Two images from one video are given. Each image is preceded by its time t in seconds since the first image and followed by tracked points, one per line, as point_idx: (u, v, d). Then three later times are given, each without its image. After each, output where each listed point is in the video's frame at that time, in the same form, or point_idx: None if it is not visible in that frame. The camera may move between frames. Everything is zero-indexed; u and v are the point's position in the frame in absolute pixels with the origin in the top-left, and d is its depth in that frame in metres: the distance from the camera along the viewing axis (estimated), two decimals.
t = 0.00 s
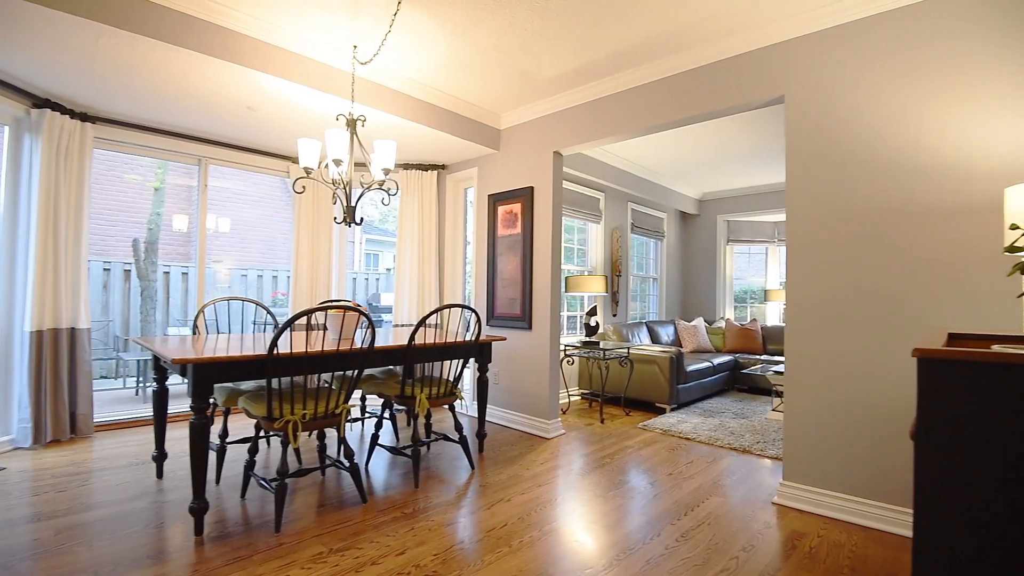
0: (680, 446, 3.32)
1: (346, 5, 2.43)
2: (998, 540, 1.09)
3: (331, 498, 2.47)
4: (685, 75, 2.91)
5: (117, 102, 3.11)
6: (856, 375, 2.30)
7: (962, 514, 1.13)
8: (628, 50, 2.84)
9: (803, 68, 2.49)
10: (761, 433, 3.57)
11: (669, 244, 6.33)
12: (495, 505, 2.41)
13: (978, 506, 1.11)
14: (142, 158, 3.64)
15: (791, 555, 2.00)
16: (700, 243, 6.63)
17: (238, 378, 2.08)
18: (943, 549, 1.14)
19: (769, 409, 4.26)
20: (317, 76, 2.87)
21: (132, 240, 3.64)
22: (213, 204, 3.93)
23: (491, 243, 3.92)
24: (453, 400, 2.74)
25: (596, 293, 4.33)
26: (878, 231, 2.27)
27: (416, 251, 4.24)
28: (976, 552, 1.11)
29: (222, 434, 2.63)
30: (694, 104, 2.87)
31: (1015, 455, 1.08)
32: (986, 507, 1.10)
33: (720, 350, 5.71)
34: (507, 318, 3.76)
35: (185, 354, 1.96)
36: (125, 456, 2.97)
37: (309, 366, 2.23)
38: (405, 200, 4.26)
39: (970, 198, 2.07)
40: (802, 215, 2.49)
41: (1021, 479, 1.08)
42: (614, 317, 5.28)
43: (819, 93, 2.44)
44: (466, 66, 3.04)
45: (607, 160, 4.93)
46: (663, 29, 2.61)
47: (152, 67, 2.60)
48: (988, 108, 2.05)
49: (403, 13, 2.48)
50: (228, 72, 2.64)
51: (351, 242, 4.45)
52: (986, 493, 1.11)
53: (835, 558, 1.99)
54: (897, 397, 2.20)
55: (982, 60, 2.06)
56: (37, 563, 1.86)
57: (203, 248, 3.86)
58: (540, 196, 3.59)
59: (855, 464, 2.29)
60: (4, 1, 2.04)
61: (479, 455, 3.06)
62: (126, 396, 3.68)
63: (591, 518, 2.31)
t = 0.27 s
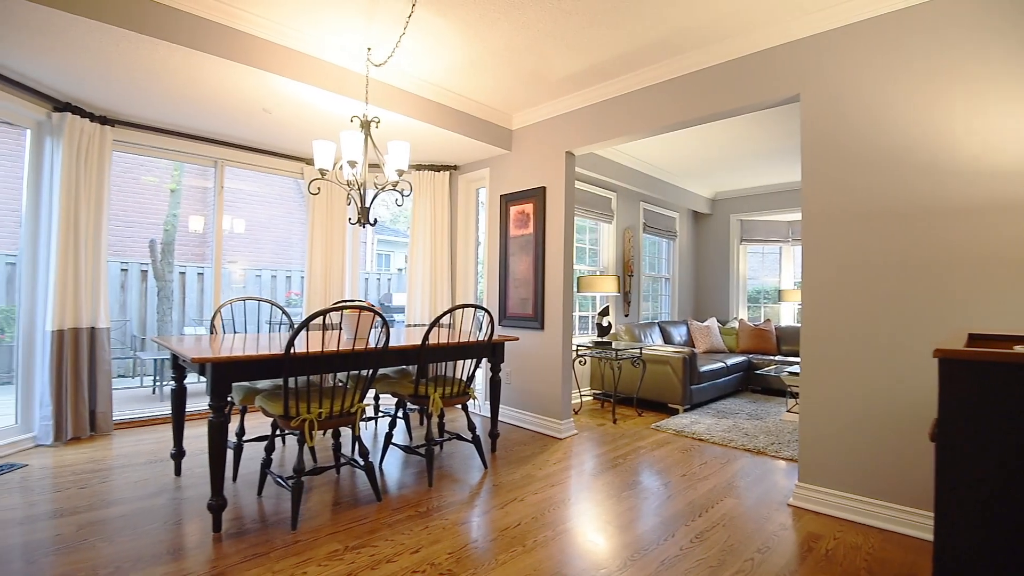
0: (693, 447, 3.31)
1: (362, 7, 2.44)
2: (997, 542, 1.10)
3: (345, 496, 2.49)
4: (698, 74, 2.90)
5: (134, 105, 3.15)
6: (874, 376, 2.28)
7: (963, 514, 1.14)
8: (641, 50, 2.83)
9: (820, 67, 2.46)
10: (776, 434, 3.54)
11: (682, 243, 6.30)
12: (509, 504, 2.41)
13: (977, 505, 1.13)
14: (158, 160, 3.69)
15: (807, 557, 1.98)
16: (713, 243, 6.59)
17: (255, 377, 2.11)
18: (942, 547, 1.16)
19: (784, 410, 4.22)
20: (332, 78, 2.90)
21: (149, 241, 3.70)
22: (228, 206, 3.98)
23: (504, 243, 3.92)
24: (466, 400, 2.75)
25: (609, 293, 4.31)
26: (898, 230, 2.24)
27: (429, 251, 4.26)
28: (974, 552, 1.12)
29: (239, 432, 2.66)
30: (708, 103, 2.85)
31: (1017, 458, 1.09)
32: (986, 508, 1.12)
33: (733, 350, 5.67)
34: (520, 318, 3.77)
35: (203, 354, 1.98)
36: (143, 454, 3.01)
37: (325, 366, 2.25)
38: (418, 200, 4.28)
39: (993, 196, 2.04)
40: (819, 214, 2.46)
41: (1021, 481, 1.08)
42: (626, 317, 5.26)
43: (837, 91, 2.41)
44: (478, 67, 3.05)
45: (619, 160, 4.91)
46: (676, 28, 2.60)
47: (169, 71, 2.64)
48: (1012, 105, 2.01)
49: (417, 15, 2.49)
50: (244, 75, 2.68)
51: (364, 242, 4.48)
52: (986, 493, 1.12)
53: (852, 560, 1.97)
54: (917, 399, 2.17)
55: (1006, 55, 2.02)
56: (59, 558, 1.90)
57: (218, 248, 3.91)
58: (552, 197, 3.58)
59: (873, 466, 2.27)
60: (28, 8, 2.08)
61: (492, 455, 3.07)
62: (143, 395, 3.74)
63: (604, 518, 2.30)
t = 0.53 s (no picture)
0: (707, 448, 3.29)
1: (376, 10, 2.46)
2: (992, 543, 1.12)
3: (360, 494, 2.51)
4: (712, 73, 2.88)
5: (152, 108, 3.20)
6: (893, 377, 2.25)
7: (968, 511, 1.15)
8: (654, 49, 2.82)
9: (836, 65, 2.44)
10: (791, 435, 3.51)
11: (694, 243, 6.26)
12: (523, 504, 2.42)
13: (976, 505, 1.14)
14: (175, 162, 3.74)
15: (824, 560, 1.96)
16: (726, 243, 6.55)
17: (273, 375, 2.13)
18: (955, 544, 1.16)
19: (798, 412, 4.18)
20: (346, 80, 2.92)
21: (166, 242, 3.75)
22: (243, 207, 4.03)
23: (516, 244, 3.93)
24: (479, 400, 2.76)
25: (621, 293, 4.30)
26: (918, 230, 2.20)
27: (441, 251, 4.28)
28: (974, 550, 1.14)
29: (256, 430, 2.70)
30: (723, 102, 2.83)
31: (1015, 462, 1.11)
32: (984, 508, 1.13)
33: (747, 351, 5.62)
34: (532, 318, 3.77)
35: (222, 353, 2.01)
36: (161, 451, 3.06)
37: (340, 365, 2.28)
38: (431, 201, 4.30)
39: (1016, 195, 2.00)
40: (836, 212, 2.43)
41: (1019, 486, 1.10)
42: (638, 317, 5.24)
43: (854, 89, 2.38)
44: (491, 68, 3.06)
45: (631, 159, 4.90)
46: (690, 27, 2.59)
47: (187, 74, 2.68)
48: None
49: (431, 17, 2.50)
50: (261, 78, 2.71)
51: (376, 242, 4.52)
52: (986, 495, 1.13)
53: (869, 563, 1.95)
54: (937, 401, 2.13)
55: None
56: (80, 553, 1.93)
57: (233, 249, 3.96)
58: (565, 197, 3.58)
59: (891, 468, 2.24)
60: (52, 14, 2.13)
61: (505, 454, 3.07)
62: (160, 393, 3.78)
63: (618, 519, 2.30)
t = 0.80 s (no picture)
0: (720, 449, 3.27)
1: (390, 12, 2.48)
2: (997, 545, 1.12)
3: (373, 493, 2.52)
4: (725, 73, 2.87)
5: (169, 111, 3.25)
6: (910, 378, 2.22)
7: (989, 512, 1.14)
8: (666, 48, 2.81)
9: (852, 62, 2.41)
10: (806, 437, 3.48)
11: (706, 243, 6.22)
12: (535, 504, 2.42)
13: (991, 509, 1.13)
14: (189, 164, 3.79)
15: (840, 562, 1.94)
16: (739, 242, 6.50)
17: (289, 374, 2.16)
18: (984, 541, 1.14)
19: (813, 413, 4.14)
20: (359, 82, 2.95)
21: (181, 243, 3.80)
22: (257, 208, 4.08)
23: (528, 244, 3.93)
24: (491, 399, 2.76)
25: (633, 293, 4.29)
26: (936, 229, 2.17)
27: (453, 251, 4.30)
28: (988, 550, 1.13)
29: (271, 429, 2.73)
30: (736, 101, 2.82)
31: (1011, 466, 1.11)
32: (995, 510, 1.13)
33: (761, 351, 5.57)
34: (543, 318, 3.77)
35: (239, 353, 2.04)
36: (177, 449, 3.10)
37: (355, 365, 2.30)
38: (443, 201, 4.32)
39: None
40: (852, 211, 2.41)
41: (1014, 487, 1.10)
42: (650, 317, 5.22)
43: (870, 86, 2.36)
44: (503, 68, 3.06)
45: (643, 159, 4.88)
46: (703, 26, 2.58)
47: (203, 77, 2.72)
48: None
49: (445, 19, 2.52)
50: (276, 81, 2.75)
51: (388, 243, 4.54)
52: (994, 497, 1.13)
53: (886, 565, 1.93)
54: (957, 403, 2.11)
55: None
56: (100, 549, 1.97)
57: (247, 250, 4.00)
58: (577, 197, 3.58)
59: (908, 470, 2.22)
60: (73, 19, 2.17)
61: (517, 454, 3.08)
62: (175, 392, 3.82)
63: (630, 519, 2.29)
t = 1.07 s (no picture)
0: (734, 450, 3.24)
1: (403, 15, 2.50)
2: None
3: (387, 491, 2.54)
4: (740, 71, 2.85)
5: (185, 113, 3.29)
6: (930, 379, 2.19)
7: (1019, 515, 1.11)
8: (680, 47, 2.80)
9: (870, 59, 2.38)
10: (821, 438, 3.44)
11: (719, 243, 6.18)
12: (548, 504, 2.42)
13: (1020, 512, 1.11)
14: (205, 166, 3.84)
15: (858, 565, 1.92)
16: (752, 242, 6.44)
17: (305, 374, 2.18)
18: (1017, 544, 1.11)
19: (828, 415, 4.09)
20: (373, 84, 2.97)
21: (197, 244, 3.85)
22: (271, 209, 4.12)
23: (540, 244, 3.93)
24: (504, 399, 2.77)
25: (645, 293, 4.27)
26: (957, 229, 2.14)
27: (465, 251, 4.31)
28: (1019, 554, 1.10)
29: (286, 428, 2.76)
30: (751, 100, 2.80)
31: None
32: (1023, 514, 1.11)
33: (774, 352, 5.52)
34: (555, 318, 3.77)
35: (256, 352, 2.07)
36: (194, 447, 3.14)
37: (369, 364, 2.32)
38: (455, 202, 4.34)
39: None
40: (869, 210, 2.38)
41: None
42: (662, 317, 5.19)
43: (889, 84, 2.32)
44: (515, 69, 3.06)
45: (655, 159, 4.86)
46: (717, 24, 2.56)
47: (220, 80, 2.76)
48: None
49: (458, 21, 2.53)
50: (292, 83, 2.78)
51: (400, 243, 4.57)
52: None
53: (905, 568, 1.90)
54: (978, 405, 2.07)
55: None
56: (122, 545, 2.00)
57: (262, 250, 4.05)
58: (589, 197, 3.58)
59: (928, 473, 2.19)
60: (94, 24, 2.22)
61: (530, 454, 3.08)
62: (191, 391, 3.87)
63: (644, 520, 2.29)
